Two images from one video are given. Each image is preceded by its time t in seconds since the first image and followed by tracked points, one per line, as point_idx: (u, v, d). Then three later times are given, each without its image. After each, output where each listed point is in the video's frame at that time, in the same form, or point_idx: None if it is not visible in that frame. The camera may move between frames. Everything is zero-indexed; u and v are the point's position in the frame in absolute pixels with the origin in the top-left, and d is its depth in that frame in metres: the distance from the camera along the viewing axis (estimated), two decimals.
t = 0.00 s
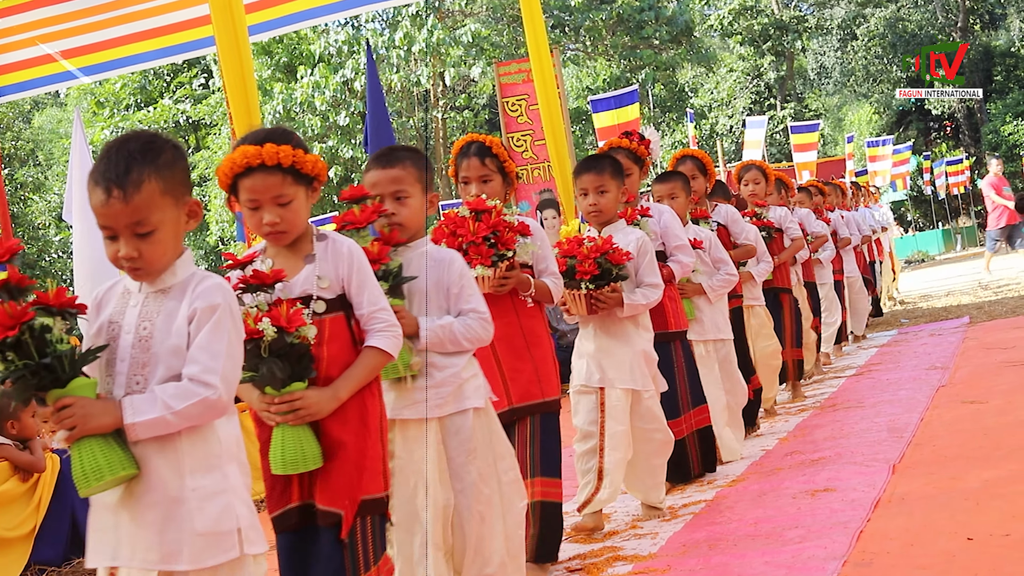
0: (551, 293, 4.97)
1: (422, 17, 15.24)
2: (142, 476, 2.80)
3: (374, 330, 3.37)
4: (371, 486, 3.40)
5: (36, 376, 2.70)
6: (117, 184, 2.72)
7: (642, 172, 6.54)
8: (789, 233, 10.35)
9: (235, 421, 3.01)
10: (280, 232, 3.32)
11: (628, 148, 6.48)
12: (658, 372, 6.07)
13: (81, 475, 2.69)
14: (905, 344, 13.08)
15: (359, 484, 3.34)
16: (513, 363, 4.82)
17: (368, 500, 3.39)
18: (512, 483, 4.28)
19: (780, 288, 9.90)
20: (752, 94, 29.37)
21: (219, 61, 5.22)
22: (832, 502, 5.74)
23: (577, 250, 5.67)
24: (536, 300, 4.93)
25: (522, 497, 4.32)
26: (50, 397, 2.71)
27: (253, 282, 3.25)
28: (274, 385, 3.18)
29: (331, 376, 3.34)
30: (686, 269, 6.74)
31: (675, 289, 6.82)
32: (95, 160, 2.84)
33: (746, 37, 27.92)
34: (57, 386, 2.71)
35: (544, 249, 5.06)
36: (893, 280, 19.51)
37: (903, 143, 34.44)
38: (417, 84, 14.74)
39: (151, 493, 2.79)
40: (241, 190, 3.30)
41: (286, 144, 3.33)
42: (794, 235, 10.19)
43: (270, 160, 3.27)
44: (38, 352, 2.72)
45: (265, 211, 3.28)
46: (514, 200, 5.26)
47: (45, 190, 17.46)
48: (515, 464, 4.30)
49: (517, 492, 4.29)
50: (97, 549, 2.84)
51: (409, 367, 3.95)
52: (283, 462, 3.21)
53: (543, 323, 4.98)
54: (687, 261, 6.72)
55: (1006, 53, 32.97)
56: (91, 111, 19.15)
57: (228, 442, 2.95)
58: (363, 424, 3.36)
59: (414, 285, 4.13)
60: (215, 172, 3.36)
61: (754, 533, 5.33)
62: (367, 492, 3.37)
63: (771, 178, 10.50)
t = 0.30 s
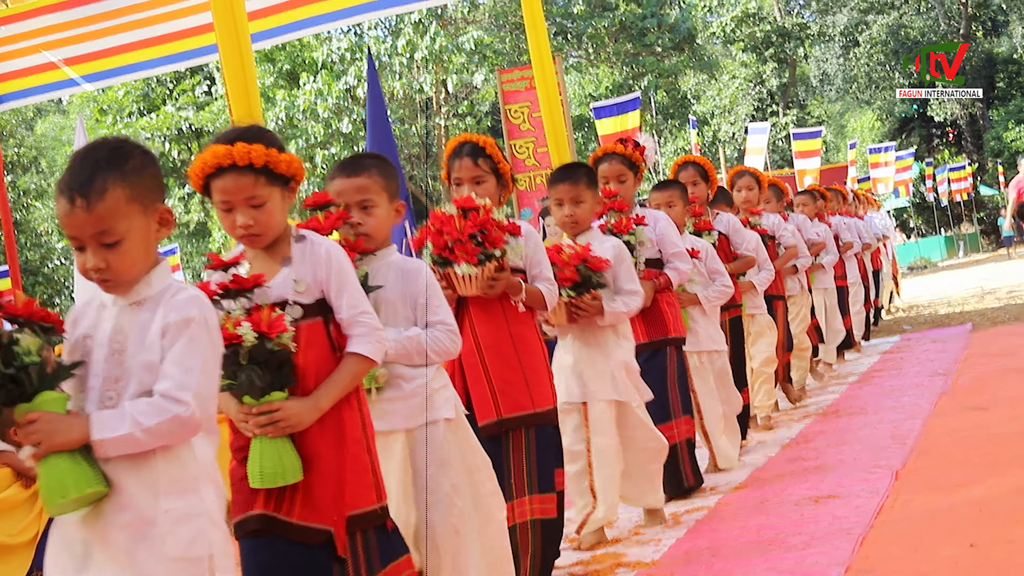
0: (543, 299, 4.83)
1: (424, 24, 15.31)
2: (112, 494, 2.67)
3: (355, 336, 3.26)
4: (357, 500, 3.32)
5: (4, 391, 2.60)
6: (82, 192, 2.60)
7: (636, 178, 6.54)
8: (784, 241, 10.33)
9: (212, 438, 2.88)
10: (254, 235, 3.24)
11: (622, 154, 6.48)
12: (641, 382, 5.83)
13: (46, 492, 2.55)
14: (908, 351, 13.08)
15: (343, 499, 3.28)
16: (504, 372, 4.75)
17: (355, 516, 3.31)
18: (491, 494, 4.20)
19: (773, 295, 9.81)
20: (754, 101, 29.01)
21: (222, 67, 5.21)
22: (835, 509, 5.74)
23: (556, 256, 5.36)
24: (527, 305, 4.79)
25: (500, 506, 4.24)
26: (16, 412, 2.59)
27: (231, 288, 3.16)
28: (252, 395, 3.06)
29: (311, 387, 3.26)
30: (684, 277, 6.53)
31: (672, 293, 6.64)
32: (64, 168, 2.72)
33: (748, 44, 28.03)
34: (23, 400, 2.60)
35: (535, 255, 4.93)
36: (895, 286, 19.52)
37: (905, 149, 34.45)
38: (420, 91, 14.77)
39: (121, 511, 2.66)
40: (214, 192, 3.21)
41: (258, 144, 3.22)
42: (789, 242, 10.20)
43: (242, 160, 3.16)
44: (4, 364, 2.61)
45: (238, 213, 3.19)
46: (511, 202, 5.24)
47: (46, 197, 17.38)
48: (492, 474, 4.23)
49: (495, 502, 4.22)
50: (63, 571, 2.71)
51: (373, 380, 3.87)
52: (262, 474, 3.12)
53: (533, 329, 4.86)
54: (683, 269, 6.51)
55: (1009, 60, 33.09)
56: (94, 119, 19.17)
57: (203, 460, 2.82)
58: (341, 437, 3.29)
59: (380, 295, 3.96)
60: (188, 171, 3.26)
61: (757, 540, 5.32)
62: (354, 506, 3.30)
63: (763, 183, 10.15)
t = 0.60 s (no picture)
0: (538, 299, 4.69)
1: (427, 24, 15.34)
2: (52, 529, 2.31)
3: (321, 348, 2.98)
4: (327, 520, 3.02)
5: None
6: (14, 199, 2.31)
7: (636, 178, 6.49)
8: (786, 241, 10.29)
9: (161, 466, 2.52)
10: (214, 244, 2.95)
11: (622, 154, 6.42)
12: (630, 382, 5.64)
13: None
14: (911, 350, 13.07)
15: (311, 520, 2.98)
16: (500, 375, 4.56)
17: (324, 539, 3.01)
18: (471, 507, 4.09)
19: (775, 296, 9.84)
20: (757, 100, 29.42)
21: (223, 64, 5.18)
22: (838, 509, 5.73)
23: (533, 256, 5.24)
24: (522, 306, 4.64)
25: (479, 525, 4.12)
26: None
27: (195, 299, 2.91)
28: (216, 412, 2.84)
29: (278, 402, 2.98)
30: (684, 279, 6.48)
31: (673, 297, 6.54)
32: None
33: (750, 43, 28.09)
34: None
35: (531, 252, 4.81)
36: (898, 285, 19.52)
37: (907, 148, 34.48)
38: (422, 91, 14.81)
39: (66, 546, 2.30)
40: (172, 200, 2.93)
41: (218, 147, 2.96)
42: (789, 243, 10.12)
43: (201, 167, 2.89)
44: None
45: (197, 222, 2.91)
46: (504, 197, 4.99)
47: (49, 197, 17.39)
48: (473, 488, 4.11)
49: (476, 518, 4.10)
50: None
51: (360, 389, 3.71)
52: (226, 497, 2.87)
53: (530, 330, 4.69)
54: (684, 271, 6.48)
55: (1011, 58, 33.07)
56: (97, 119, 19.19)
57: (153, 489, 2.46)
58: (308, 453, 2.99)
59: (363, 300, 3.83)
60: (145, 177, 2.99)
61: (759, 540, 5.31)
62: (324, 529, 3.00)
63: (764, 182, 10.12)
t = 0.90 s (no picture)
0: (522, 309, 4.64)
1: (427, 26, 15.34)
2: None
3: (280, 349, 3.00)
4: (277, 528, 2.96)
5: None
6: None
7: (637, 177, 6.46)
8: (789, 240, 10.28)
9: (67, 482, 2.32)
10: (171, 240, 2.93)
11: (621, 152, 6.38)
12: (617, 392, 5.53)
13: None
14: (913, 351, 13.07)
15: (260, 525, 2.94)
16: (485, 388, 4.48)
17: (271, 545, 2.96)
18: (458, 522, 3.92)
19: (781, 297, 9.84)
20: (758, 102, 29.27)
21: (223, 67, 5.17)
22: (841, 510, 5.73)
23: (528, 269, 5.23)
24: (505, 316, 4.59)
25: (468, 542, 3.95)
26: None
27: (146, 300, 2.87)
28: (168, 417, 2.81)
29: (232, 405, 2.96)
30: (684, 280, 6.45)
31: (673, 298, 6.51)
32: None
33: (752, 44, 28.14)
34: None
35: (514, 262, 4.75)
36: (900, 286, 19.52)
37: (909, 149, 34.47)
38: (424, 93, 14.82)
39: None
40: (127, 193, 2.89)
41: (177, 139, 2.95)
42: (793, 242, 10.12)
43: (162, 158, 2.88)
44: None
45: (155, 215, 2.88)
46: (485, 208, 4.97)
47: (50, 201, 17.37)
48: (461, 501, 3.93)
49: (462, 531, 3.93)
50: None
51: (338, 395, 3.58)
52: (179, 504, 2.85)
53: (513, 339, 4.64)
54: (685, 271, 6.45)
55: (1012, 59, 33.10)
56: (97, 123, 19.18)
57: (57, 506, 2.26)
58: (266, 459, 2.97)
59: (347, 303, 3.73)
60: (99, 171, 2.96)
61: (762, 542, 5.31)
62: (273, 538, 2.95)
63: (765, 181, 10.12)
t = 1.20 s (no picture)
0: (500, 303, 4.47)
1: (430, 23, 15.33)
2: None
3: (254, 363, 2.82)
4: (250, 549, 2.79)
5: None
6: None
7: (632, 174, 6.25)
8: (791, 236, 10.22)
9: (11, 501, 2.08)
10: (140, 247, 2.74)
11: (618, 148, 6.16)
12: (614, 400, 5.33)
13: None
14: (916, 349, 13.07)
15: (236, 547, 2.76)
16: (465, 388, 4.39)
17: (245, 569, 2.78)
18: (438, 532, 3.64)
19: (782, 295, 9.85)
20: (761, 98, 29.31)
21: (228, 67, 5.17)
22: (844, 508, 5.72)
23: (517, 269, 5.12)
24: (481, 311, 4.44)
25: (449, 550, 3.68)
26: None
27: (109, 310, 2.69)
28: (131, 433, 2.62)
29: (204, 420, 2.78)
30: (682, 278, 6.33)
31: (671, 296, 6.40)
32: None
33: (755, 41, 28.19)
34: None
35: (493, 257, 4.57)
36: (902, 283, 19.53)
37: (912, 146, 34.45)
38: (426, 91, 14.84)
39: None
40: (94, 196, 2.71)
41: (147, 141, 2.77)
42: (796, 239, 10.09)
43: (131, 160, 2.69)
44: None
45: (123, 220, 2.69)
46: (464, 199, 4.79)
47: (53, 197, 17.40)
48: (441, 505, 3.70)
49: (443, 543, 3.65)
50: None
51: (322, 398, 3.33)
52: (146, 526, 2.67)
53: (491, 334, 4.51)
54: (681, 269, 6.31)
55: (1016, 57, 32.62)
56: (101, 120, 19.22)
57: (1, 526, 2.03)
58: (239, 477, 2.79)
59: (331, 303, 3.48)
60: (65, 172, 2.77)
61: (764, 539, 5.31)
62: (247, 560, 2.78)
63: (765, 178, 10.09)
